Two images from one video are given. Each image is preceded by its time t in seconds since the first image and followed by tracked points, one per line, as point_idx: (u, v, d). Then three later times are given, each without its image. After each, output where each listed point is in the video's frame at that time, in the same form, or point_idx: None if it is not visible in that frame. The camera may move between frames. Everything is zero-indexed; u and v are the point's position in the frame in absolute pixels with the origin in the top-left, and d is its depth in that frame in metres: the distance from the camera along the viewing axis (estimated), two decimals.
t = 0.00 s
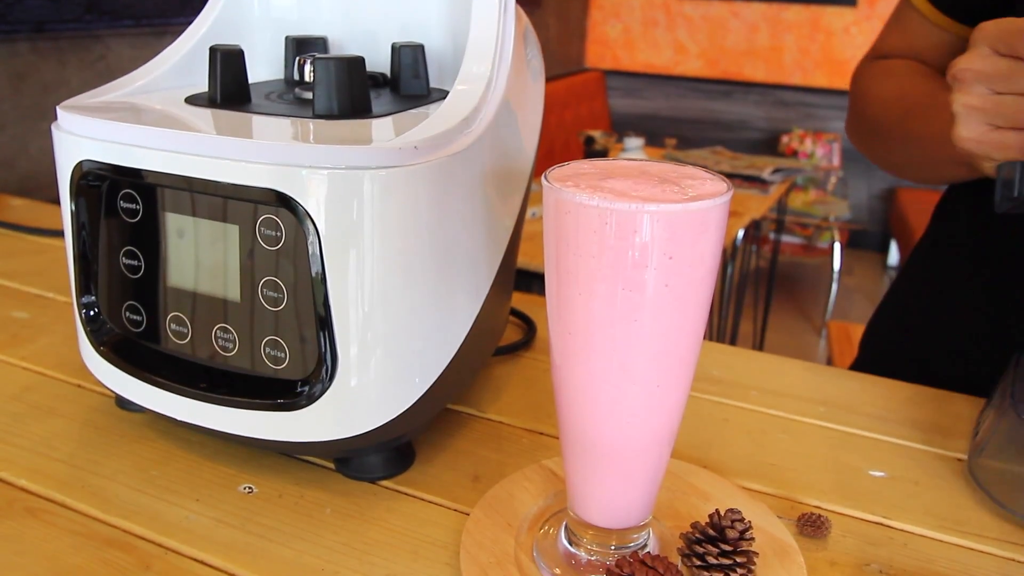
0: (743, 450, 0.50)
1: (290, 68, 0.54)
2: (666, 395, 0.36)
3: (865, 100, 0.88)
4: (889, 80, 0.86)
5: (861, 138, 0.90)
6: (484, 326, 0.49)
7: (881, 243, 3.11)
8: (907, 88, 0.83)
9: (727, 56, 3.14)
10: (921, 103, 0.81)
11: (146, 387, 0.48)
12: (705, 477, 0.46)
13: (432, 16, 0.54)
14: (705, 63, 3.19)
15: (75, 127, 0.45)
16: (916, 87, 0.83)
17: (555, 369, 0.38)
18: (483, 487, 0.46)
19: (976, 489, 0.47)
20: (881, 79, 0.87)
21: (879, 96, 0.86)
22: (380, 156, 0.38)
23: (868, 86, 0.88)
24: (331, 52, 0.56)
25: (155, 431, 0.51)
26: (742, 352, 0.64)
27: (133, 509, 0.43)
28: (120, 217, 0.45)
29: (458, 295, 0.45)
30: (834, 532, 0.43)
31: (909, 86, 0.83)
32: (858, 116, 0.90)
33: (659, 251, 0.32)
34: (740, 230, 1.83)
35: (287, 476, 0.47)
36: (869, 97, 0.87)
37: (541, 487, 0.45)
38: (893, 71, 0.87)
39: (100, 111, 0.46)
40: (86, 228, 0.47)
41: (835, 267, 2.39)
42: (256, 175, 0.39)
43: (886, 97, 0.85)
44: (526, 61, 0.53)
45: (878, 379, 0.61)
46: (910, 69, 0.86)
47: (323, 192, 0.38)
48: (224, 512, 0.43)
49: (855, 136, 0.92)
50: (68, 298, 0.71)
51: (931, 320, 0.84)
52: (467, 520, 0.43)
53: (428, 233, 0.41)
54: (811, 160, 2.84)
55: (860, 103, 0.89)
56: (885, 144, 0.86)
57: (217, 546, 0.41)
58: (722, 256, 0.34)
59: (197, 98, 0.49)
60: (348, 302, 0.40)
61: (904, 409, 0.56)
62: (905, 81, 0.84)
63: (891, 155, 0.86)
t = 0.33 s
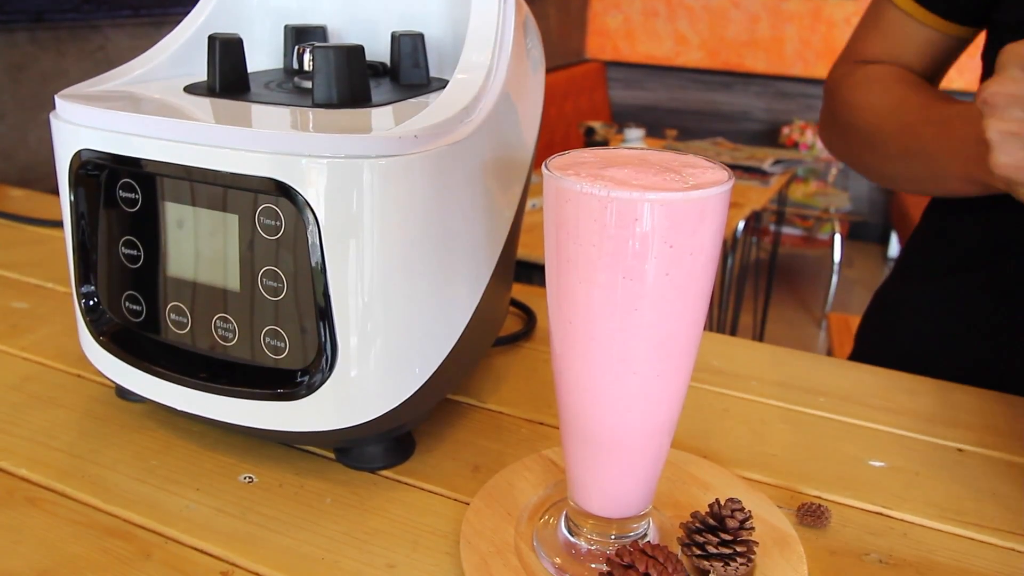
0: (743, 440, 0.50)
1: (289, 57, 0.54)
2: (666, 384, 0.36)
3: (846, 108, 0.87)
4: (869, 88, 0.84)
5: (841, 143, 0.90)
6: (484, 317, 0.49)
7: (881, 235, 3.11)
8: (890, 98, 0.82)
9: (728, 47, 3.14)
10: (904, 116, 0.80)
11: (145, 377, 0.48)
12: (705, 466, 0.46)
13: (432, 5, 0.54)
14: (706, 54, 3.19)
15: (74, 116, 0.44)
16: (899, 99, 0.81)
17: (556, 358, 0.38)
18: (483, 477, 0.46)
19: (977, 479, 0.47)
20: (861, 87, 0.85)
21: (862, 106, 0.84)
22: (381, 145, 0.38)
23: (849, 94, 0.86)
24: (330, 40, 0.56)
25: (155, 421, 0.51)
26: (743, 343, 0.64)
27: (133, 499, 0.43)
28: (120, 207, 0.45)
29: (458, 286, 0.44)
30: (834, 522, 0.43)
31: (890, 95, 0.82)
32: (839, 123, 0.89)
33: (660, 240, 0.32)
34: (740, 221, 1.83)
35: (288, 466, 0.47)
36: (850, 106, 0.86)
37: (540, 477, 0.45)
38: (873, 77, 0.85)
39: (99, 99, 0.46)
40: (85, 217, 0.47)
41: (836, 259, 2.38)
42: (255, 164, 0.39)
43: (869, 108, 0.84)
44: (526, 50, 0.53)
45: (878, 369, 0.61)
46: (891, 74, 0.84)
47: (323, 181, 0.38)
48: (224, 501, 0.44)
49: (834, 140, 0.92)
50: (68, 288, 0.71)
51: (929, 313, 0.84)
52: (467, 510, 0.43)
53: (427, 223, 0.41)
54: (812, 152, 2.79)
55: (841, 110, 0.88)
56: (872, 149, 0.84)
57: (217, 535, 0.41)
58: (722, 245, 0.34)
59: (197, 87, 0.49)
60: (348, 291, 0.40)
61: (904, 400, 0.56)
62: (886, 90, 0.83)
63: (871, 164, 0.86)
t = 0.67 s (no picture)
0: (743, 432, 0.50)
1: (289, 47, 0.54)
2: (668, 374, 0.36)
3: (835, 102, 0.86)
4: (860, 83, 0.83)
5: (828, 137, 0.89)
6: (484, 309, 0.49)
7: (881, 227, 3.11)
8: (881, 94, 0.81)
9: (729, 39, 3.13)
10: (897, 113, 0.79)
11: (146, 367, 0.48)
12: (706, 457, 0.46)
13: None
14: (707, 46, 3.18)
15: (74, 106, 0.44)
16: (890, 95, 0.81)
17: (556, 349, 0.37)
18: (484, 467, 0.46)
19: (977, 469, 0.47)
20: (851, 81, 0.84)
21: (852, 101, 0.84)
22: (381, 135, 0.38)
23: (838, 88, 0.86)
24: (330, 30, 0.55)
25: (155, 411, 0.51)
26: (743, 334, 0.64)
27: (133, 490, 0.43)
28: (120, 198, 0.45)
29: (458, 276, 0.44)
30: (834, 512, 0.43)
31: (882, 91, 0.82)
32: (827, 117, 0.88)
33: (661, 230, 0.32)
34: (740, 214, 1.83)
35: (287, 456, 0.47)
36: (840, 100, 0.85)
37: (541, 467, 0.45)
38: (863, 71, 0.84)
39: (98, 89, 0.45)
40: (85, 207, 0.47)
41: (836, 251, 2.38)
42: (255, 154, 0.39)
43: (860, 103, 0.83)
44: (525, 41, 0.53)
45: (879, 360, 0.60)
46: (882, 69, 0.84)
47: (324, 171, 0.38)
48: (224, 491, 0.44)
49: (820, 133, 0.91)
50: (68, 279, 0.71)
51: (926, 303, 0.84)
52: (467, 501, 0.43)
53: (427, 214, 0.40)
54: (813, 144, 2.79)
55: (829, 104, 0.87)
56: (863, 144, 0.83)
57: (218, 525, 0.41)
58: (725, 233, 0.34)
59: (196, 77, 0.49)
60: (348, 281, 0.40)
61: (905, 391, 0.56)
62: (877, 85, 0.82)
63: (859, 159, 0.85)
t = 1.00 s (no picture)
0: (744, 423, 0.50)
1: (288, 37, 0.54)
2: (668, 364, 0.36)
3: (833, 93, 0.86)
4: (857, 74, 0.83)
5: (827, 129, 0.89)
6: (484, 300, 0.49)
7: (881, 220, 3.11)
8: (878, 83, 0.81)
9: (729, 31, 3.12)
10: (894, 101, 0.79)
11: (146, 359, 0.48)
12: (706, 449, 0.46)
13: None
14: (707, 38, 3.18)
15: (72, 96, 0.44)
16: (888, 84, 0.80)
17: (556, 339, 0.37)
18: (484, 458, 0.46)
19: (977, 461, 0.47)
20: (848, 72, 0.84)
21: (850, 92, 0.83)
22: (381, 126, 0.37)
23: (835, 79, 0.85)
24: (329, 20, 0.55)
25: (155, 403, 0.51)
26: (743, 326, 0.64)
27: (134, 481, 0.43)
28: (119, 189, 0.45)
29: (458, 267, 0.44)
30: (834, 504, 0.43)
31: (878, 80, 0.81)
32: (825, 107, 0.87)
33: (662, 220, 0.31)
34: (740, 206, 1.83)
35: (288, 448, 0.47)
36: (837, 91, 0.85)
37: (541, 458, 0.45)
38: (861, 60, 0.84)
39: (96, 80, 0.45)
40: (84, 198, 0.47)
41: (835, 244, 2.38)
42: (254, 145, 0.39)
43: (858, 93, 0.83)
44: (525, 31, 0.53)
45: (879, 352, 0.60)
46: (880, 58, 0.84)
47: (325, 162, 0.38)
48: (225, 483, 0.44)
49: (819, 123, 0.91)
50: (67, 271, 0.70)
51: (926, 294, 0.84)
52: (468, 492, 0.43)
53: (427, 204, 0.40)
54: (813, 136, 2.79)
55: (827, 96, 0.87)
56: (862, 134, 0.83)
57: (219, 516, 0.41)
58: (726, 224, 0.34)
59: (195, 67, 0.49)
60: (348, 271, 0.40)
61: (905, 383, 0.56)
62: (874, 75, 0.82)
63: (859, 150, 0.85)
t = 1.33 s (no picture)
0: (744, 415, 0.50)
1: (287, 27, 0.54)
2: (668, 355, 0.36)
3: (842, 84, 0.86)
4: (864, 65, 0.84)
5: (836, 120, 0.89)
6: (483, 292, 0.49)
7: (882, 213, 3.10)
8: (884, 75, 0.81)
9: (730, 23, 3.11)
10: (895, 92, 0.79)
11: (145, 350, 0.48)
12: (706, 440, 0.46)
13: None
14: (707, 30, 3.17)
15: (70, 87, 0.44)
16: (892, 75, 0.81)
17: (556, 330, 0.37)
18: (483, 450, 0.46)
19: (976, 452, 0.47)
20: (857, 63, 0.85)
21: (856, 82, 0.84)
22: (381, 116, 0.37)
23: (844, 71, 0.86)
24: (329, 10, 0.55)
25: (155, 395, 0.51)
26: (743, 317, 0.64)
27: (134, 472, 0.43)
28: (119, 179, 0.45)
29: (458, 259, 0.44)
30: (834, 495, 0.43)
31: (884, 72, 0.81)
32: (835, 97, 0.88)
33: (663, 210, 0.31)
34: (740, 199, 1.82)
35: (287, 439, 0.47)
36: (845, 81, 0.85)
37: (541, 450, 0.45)
38: (871, 53, 0.84)
39: (94, 70, 0.45)
40: (83, 189, 0.47)
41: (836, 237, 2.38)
42: (254, 135, 0.38)
43: (863, 83, 0.83)
44: (526, 22, 0.52)
45: (879, 343, 0.60)
46: (890, 53, 0.84)
47: (324, 152, 0.38)
48: (225, 474, 0.44)
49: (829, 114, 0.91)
50: (66, 263, 0.70)
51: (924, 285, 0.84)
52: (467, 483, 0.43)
53: (427, 194, 0.40)
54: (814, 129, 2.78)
55: (837, 87, 0.87)
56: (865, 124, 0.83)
57: (219, 507, 0.41)
58: (726, 215, 0.34)
59: (194, 57, 0.49)
60: (348, 263, 0.40)
61: (904, 374, 0.56)
62: (881, 66, 0.82)
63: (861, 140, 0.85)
